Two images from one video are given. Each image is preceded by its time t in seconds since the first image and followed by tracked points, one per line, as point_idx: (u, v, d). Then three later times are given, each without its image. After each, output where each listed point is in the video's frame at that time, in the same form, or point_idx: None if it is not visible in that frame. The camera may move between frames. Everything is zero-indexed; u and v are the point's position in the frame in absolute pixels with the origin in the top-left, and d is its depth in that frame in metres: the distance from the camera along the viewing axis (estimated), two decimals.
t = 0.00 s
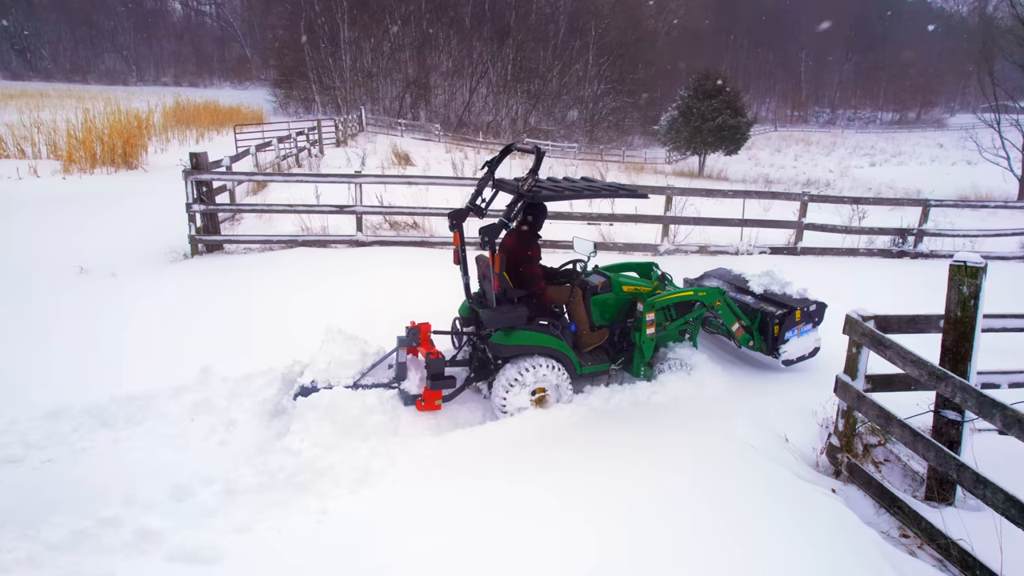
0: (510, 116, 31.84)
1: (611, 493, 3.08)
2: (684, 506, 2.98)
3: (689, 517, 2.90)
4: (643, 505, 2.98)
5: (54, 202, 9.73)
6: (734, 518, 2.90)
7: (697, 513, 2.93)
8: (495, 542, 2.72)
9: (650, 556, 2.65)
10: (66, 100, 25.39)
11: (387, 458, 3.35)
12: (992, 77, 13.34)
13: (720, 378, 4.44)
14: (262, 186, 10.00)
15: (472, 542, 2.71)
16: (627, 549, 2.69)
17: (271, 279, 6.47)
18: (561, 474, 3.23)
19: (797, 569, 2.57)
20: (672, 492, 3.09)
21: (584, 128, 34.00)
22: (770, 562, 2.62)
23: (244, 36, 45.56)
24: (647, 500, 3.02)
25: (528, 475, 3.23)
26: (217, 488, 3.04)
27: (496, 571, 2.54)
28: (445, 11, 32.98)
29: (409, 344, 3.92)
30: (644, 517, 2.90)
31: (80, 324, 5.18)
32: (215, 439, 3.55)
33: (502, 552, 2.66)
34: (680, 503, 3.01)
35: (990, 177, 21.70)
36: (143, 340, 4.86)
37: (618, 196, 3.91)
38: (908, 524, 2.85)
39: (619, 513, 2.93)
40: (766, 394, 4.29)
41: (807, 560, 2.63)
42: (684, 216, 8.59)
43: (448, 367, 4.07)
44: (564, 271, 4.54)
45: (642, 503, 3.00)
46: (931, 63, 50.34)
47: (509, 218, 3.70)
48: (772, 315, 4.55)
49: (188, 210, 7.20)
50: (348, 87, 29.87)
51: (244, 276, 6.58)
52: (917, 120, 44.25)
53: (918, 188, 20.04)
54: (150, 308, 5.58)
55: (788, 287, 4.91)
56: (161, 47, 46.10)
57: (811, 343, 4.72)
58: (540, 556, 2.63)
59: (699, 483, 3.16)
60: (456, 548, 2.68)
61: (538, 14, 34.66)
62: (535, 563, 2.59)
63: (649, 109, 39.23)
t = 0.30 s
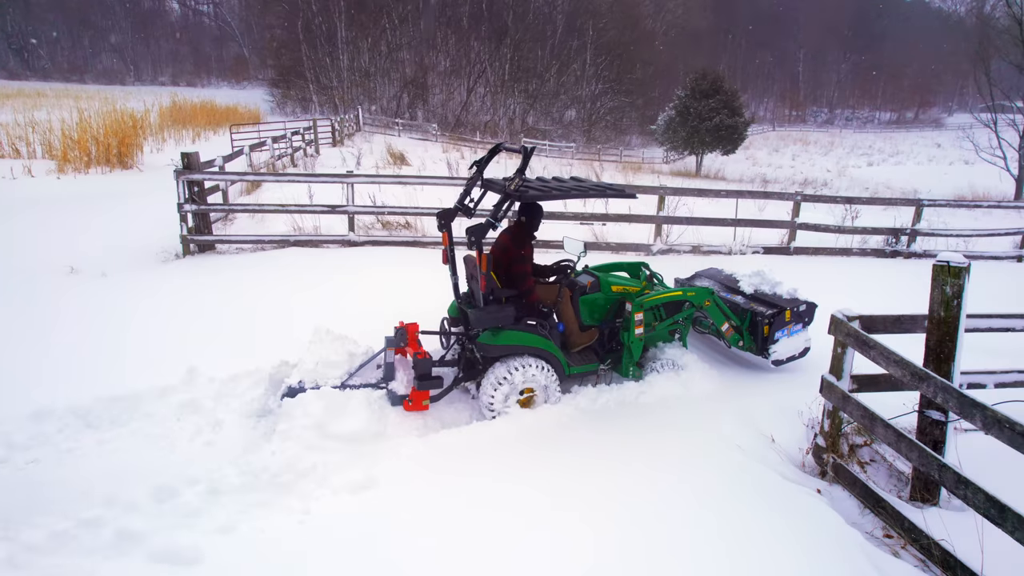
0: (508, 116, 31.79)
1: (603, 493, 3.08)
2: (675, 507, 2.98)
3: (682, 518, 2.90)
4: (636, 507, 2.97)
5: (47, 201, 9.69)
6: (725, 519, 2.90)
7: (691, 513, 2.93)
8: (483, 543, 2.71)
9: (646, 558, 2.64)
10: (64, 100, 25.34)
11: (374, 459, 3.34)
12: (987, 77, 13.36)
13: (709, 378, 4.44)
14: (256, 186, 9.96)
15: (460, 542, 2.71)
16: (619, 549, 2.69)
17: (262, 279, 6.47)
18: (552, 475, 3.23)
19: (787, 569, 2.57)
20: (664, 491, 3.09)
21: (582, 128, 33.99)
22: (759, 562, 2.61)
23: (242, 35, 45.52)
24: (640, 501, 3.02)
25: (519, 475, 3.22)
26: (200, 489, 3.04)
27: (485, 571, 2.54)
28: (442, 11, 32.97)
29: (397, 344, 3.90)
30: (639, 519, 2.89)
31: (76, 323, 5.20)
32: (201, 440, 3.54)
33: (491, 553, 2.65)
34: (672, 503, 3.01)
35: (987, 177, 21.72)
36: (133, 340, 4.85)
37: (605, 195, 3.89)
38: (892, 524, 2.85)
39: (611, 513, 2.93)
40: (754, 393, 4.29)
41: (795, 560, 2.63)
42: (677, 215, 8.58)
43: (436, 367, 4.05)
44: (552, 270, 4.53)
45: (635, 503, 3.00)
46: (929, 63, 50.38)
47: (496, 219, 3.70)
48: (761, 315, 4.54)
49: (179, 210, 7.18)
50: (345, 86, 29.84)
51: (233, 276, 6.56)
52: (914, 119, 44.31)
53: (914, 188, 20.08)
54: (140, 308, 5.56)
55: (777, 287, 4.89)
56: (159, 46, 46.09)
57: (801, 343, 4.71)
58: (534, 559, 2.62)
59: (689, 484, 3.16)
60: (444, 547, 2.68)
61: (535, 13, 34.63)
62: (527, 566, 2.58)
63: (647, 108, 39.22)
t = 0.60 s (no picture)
0: (507, 115, 31.76)
1: (598, 492, 3.09)
2: (671, 506, 2.98)
3: (678, 517, 2.90)
4: (632, 506, 2.98)
5: (44, 201, 9.68)
6: (720, 518, 2.90)
7: (686, 512, 2.94)
8: (473, 543, 2.71)
9: (640, 557, 2.65)
10: (62, 100, 25.31)
11: (368, 459, 3.34)
12: (986, 76, 13.35)
13: (703, 379, 4.43)
14: (252, 186, 9.95)
15: (452, 543, 2.71)
16: (614, 549, 2.69)
17: (257, 279, 6.46)
18: (547, 474, 3.23)
19: (781, 569, 2.57)
20: (660, 491, 3.10)
21: (581, 128, 33.96)
22: (753, 562, 2.62)
23: (240, 34, 45.46)
24: (637, 500, 3.02)
25: (514, 475, 3.23)
26: (190, 490, 3.03)
27: (476, 571, 2.54)
28: (441, 11, 32.93)
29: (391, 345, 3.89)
30: (635, 518, 2.89)
31: (71, 323, 5.20)
32: (194, 441, 3.54)
33: (484, 552, 2.66)
34: (669, 502, 3.01)
35: (986, 177, 21.72)
36: (128, 341, 4.85)
37: (600, 196, 3.89)
38: (884, 525, 2.85)
39: (606, 512, 2.93)
40: (748, 394, 4.28)
41: (789, 560, 2.63)
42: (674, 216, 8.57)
43: (430, 368, 4.04)
44: (547, 273, 4.52)
45: (630, 502, 3.01)
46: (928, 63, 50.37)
47: (490, 220, 3.70)
48: (756, 317, 4.54)
49: (175, 210, 7.17)
50: (344, 86, 29.76)
51: (228, 276, 6.56)
52: (913, 119, 44.30)
53: (913, 188, 20.09)
54: (135, 308, 5.56)
55: (772, 289, 4.89)
56: (158, 46, 46.03)
57: (796, 345, 4.71)
58: (530, 558, 2.63)
59: (685, 484, 3.16)
60: (434, 548, 2.67)
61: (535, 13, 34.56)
62: (521, 566, 2.58)
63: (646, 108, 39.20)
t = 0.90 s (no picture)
0: (506, 115, 31.77)
1: (595, 491, 3.09)
2: (669, 506, 2.98)
3: (676, 517, 2.90)
4: (631, 506, 2.97)
5: (43, 201, 9.67)
6: (719, 518, 2.89)
7: (684, 512, 2.94)
8: (470, 543, 2.71)
9: (641, 557, 2.64)
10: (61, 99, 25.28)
11: (363, 458, 3.33)
12: (985, 77, 13.34)
13: (700, 378, 4.42)
14: (251, 186, 9.95)
15: (448, 542, 2.70)
16: (614, 549, 2.68)
17: (254, 279, 6.45)
18: (544, 474, 3.23)
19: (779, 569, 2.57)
20: (658, 490, 3.10)
21: (580, 127, 33.97)
22: (751, 562, 2.61)
23: (240, 33, 45.47)
24: (636, 500, 3.02)
25: (512, 474, 3.22)
26: (186, 490, 3.02)
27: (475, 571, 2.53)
28: (440, 11, 32.91)
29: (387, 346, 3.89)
30: (635, 518, 2.89)
31: (69, 323, 5.19)
32: (190, 441, 3.53)
33: (482, 551, 2.66)
34: (668, 502, 3.01)
35: (985, 177, 21.72)
36: (124, 341, 4.84)
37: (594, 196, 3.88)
38: (882, 525, 2.84)
39: (605, 511, 2.93)
40: (745, 394, 4.28)
41: (787, 560, 2.62)
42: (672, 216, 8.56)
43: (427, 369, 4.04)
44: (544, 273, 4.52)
45: (628, 501, 3.01)
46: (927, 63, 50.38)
47: (485, 221, 3.70)
48: (754, 316, 4.53)
49: (173, 210, 7.16)
50: (343, 86, 29.73)
51: (225, 275, 6.55)
52: (913, 119, 44.31)
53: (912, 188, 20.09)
54: (133, 308, 5.55)
55: (770, 288, 4.88)
56: (157, 45, 46.02)
57: (794, 344, 4.70)
58: (528, 557, 2.63)
59: (684, 484, 3.15)
60: (429, 548, 2.67)
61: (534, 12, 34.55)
62: (520, 565, 2.58)
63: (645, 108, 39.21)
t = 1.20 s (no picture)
0: (505, 115, 31.77)
1: (596, 490, 3.08)
2: (668, 505, 2.97)
3: (676, 516, 2.89)
4: (631, 505, 2.96)
5: (41, 200, 9.66)
6: (719, 518, 2.89)
7: (683, 511, 2.93)
8: (469, 542, 2.70)
9: (640, 557, 2.63)
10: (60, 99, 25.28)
11: (361, 458, 3.31)
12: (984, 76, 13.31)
13: (701, 378, 4.40)
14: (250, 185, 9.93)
15: (448, 541, 2.69)
16: (614, 548, 2.67)
17: (253, 278, 6.44)
18: (544, 473, 3.22)
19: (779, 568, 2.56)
20: (657, 489, 3.09)
21: (580, 127, 33.96)
22: (753, 562, 2.60)
23: (239, 33, 45.46)
24: (636, 499, 3.01)
25: (512, 474, 3.21)
26: (184, 489, 3.01)
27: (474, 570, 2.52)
28: (440, 11, 32.89)
29: (386, 345, 3.87)
30: (635, 517, 2.88)
31: (68, 322, 5.18)
32: (190, 440, 3.52)
33: (481, 551, 2.65)
34: (668, 501, 3.00)
35: (984, 177, 21.72)
36: (123, 340, 4.82)
37: (594, 195, 3.87)
38: (882, 524, 2.83)
39: (605, 510, 2.92)
40: (745, 393, 4.27)
41: (788, 560, 2.61)
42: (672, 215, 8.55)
43: (427, 368, 4.02)
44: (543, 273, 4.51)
45: (628, 500, 3.00)
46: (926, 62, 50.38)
47: (484, 221, 3.70)
48: (754, 314, 4.52)
49: (172, 209, 7.15)
50: (342, 85, 29.63)
51: (224, 275, 6.54)
52: (912, 118, 44.30)
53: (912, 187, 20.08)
54: (132, 308, 5.54)
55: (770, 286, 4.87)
56: (156, 45, 46.00)
57: (794, 342, 4.69)
58: (527, 556, 2.62)
59: (684, 483, 3.14)
60: (430, 547, 2.66)
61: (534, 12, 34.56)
62: (519, 564, 2.57)
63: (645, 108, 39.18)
